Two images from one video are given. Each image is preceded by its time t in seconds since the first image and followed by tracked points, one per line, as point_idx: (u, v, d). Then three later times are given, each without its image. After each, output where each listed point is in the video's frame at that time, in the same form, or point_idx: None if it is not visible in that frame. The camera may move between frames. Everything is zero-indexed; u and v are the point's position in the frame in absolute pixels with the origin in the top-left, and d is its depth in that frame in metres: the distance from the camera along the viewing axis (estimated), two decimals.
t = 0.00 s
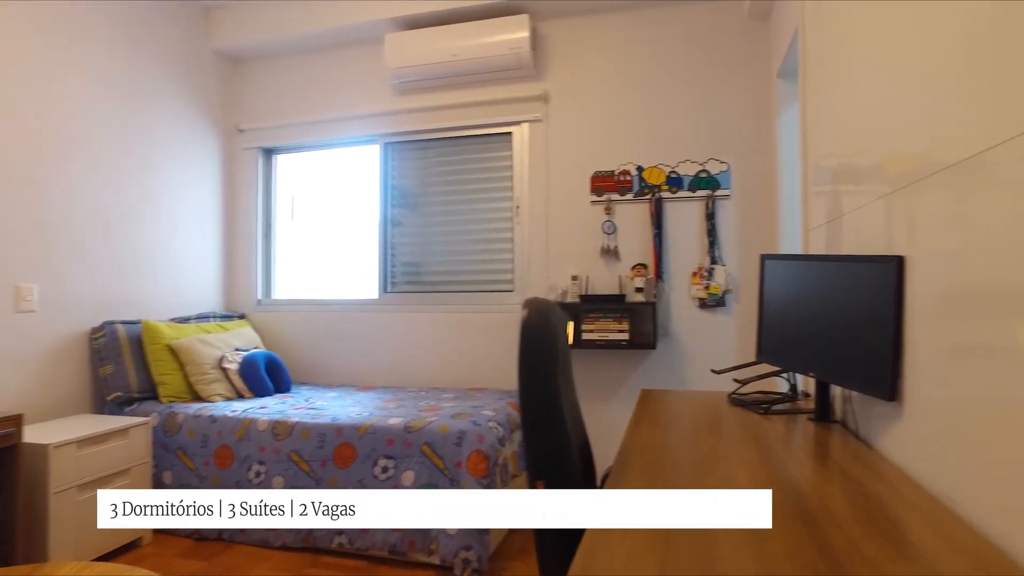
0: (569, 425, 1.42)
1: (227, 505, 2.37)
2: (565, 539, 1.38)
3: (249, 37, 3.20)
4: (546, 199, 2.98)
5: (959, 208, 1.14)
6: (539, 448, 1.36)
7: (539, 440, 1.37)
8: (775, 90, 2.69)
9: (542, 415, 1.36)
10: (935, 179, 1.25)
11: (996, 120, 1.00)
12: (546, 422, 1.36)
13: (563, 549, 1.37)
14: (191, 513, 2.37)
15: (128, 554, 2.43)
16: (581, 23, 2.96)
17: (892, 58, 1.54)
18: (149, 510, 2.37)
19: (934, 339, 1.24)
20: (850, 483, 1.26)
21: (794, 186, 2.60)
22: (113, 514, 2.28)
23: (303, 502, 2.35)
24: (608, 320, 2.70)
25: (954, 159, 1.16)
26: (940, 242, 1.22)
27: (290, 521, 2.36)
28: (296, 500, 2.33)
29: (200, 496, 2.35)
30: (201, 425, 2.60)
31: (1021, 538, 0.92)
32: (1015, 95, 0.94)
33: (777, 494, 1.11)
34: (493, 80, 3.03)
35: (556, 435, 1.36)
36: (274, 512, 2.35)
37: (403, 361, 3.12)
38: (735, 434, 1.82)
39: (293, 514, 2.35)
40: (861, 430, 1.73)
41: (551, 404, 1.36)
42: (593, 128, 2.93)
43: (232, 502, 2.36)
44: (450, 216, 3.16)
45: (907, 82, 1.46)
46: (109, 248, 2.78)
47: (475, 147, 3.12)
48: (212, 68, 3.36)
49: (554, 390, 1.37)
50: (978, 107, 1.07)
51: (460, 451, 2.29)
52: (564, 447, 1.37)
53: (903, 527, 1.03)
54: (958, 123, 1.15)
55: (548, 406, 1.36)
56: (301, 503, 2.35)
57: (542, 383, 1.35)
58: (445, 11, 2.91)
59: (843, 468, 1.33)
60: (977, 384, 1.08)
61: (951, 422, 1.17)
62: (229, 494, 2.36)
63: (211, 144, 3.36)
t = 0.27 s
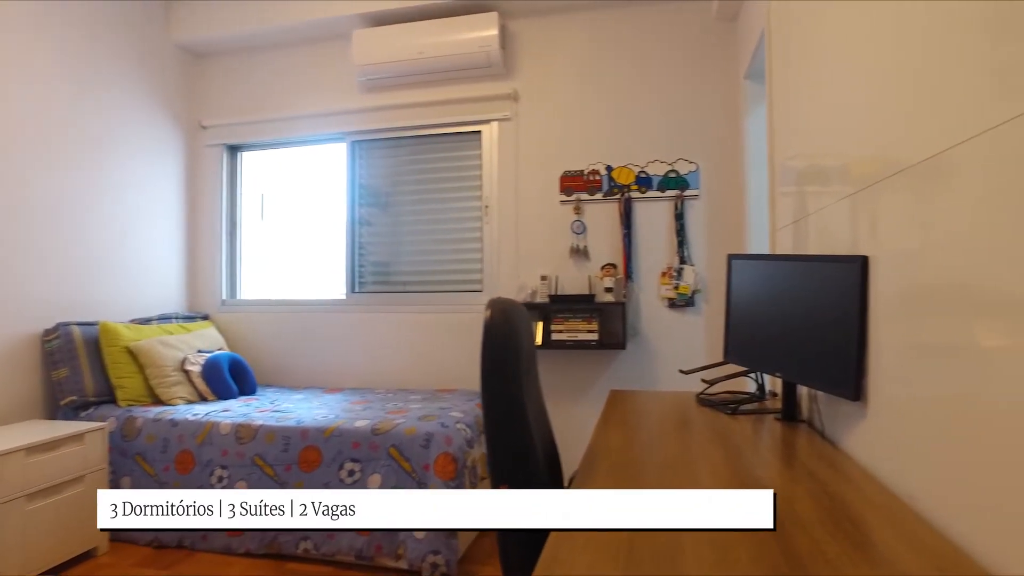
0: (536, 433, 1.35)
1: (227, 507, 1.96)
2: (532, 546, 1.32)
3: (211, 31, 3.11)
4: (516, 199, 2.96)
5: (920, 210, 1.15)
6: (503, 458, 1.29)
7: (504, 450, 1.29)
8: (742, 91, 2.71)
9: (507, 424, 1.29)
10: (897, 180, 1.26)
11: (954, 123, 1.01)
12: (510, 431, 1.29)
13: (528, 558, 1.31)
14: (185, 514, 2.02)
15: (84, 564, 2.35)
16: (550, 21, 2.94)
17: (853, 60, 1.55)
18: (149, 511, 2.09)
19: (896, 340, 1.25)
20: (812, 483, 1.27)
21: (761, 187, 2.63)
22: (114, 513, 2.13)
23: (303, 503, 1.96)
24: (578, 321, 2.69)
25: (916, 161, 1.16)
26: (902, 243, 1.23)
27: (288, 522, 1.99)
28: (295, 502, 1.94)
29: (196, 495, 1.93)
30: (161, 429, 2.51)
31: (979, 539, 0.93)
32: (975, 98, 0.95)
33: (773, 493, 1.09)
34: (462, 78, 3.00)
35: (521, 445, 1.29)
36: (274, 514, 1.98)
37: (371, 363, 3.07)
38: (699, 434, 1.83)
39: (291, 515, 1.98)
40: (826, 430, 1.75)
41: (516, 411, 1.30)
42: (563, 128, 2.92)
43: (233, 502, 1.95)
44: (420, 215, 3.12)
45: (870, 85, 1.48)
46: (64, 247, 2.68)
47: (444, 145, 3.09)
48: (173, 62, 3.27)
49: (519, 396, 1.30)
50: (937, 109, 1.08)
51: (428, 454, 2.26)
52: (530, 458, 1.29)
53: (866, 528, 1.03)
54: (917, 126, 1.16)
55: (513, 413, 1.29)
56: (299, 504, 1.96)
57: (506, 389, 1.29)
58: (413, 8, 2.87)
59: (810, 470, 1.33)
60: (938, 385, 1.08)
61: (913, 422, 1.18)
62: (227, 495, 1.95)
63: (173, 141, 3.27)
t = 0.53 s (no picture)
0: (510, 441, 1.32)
1: (228, 506, 1.67)
2: (501, 551, 1.28)
3: (187, 27, 3.05)
4: (497, 199, 2.93)
5: (901, 209, 1.14)
6: (475, 468, 1.25)
7: (476, 458, 1.26)
8: (725, 91, 2.70)
9: (479, 431, 1.26)
10: (878, 180, 1.25)
11: (935, 121, 0.99)
12: (482, 439, 1.26)
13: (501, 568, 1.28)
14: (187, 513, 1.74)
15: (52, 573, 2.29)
16: (532, 20, 2.92)
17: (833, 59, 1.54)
18: (149, 511, 1.82)
19: (876, 342, 1.23)
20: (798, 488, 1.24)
21: (743, 188, 2.62)
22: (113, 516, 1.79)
23: (305, 503, 1.63)
24: (560, 321, 2.67)
25: (896, 162, 1.15)
26: (882, 243, 1.22)
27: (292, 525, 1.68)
28: (297, 500, 1.62)
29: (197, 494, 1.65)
30: (134, 433, 2.45)
31: (960, 546, 0.91)
32: (956, 95, 0.93)
33: (764, 492, 1.07)
34: (443, 77, 2.96)
35: (494, 453, 1.25)
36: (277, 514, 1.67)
37: (352, 365, 3.03)
38: (678, 438, 1.81)
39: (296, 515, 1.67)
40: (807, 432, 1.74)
41: (489, 418, 1.26)
42: (545, 127, 2.90)
43: (233, 501, 1.67)
44: (401, 215, 3.08)
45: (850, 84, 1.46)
46: (35, 246, 2.60)
47: (426, 144, 3.05)
48: (149, 59, 3.20)
49: (491, 402, 1.27)
50: (918, 108, 1.06)
51: (407, 458, 2.23)
52: (503, 466, 1.26)
53: (847, 537, 1.01)
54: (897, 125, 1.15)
55: (486, 422, 1.26)
56: (302, 503, 1.64)
57: (478, 395, 1.26)
58: (393, 5, 2.83)
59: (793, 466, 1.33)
60: (918, 387, 1.07)
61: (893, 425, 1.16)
62: (230, 491, 1.66)
63: (149, 139, 3.21)
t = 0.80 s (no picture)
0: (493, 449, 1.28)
1: (229, 506, 1.55)
2: (476, 551, 1.24)
3: (173, 23, 3.00)
4: (488, 197, 2.89)
5: (895, 205, 1.10)
6: (455, 478, 1.22)
7: (456, 467, 1.22)
8: (718, 88, 2.67)
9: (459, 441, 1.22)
10: (871, 176, 1.21)
11: (930, 112, 0.96)
12: (462, 448, 1.22)
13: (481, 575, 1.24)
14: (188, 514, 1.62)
15: None
16: (523, 16, 2.88)
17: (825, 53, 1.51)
18: (149, 512, 1.72)
19: (869, 343, 1.20)
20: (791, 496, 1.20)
21: (736, 187, 2.59)
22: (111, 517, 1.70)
23: (304, 503, 1.52)
24: (550, 321, 2.63)
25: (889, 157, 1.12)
26: (875, 241, 1.18)
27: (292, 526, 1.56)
28: (297, 500, 1.51)
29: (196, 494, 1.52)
30: (116, 436, 2.41)
31: (957, 559, 0.87)
32: (951, 85, 0.89)
33: (765, 492, 1.07)
34: (433, 73, 2.92)
35: (475, 462, 1.22)
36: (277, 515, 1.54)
37: (340, 366, 2.99)
38: (668, 441, 1.78)
39: (296, 516, 1.56)
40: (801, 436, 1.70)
41: (469, 425, 1.23)
42: (536, 125, 2.86)
43: (234, 500, 1.55)
44: (391, 215, 3.04)
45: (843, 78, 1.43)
46: (18, 245, 2.55)
47: (416, 142, 3.01)
48: (134, 55, 3.15)
49: (472, 409, 1.24)
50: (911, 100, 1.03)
51: (394, 461, 2.19)
52: (485, 473, 1.22)
53: (840, 547, 0.97)
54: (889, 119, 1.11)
55: (466, 428, 1.22)
56: (302, 503, 1.52)
57: (457, 402, 1.22)
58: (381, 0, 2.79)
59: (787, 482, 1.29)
60: (913, 390, 1.03)
61: (887, 429, 1.13)
62: (231, 491, 1.54)
63: (134, 137, 3.16)
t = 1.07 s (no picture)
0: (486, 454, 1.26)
1: (229, 505, 1.50)
2: (472, 554, 1.21)
3: (167, 20, 2.97)
4: (486, 197, 2.86)
5: (896, 204, 1.07)
6: (449, 483, 1.18)
7: (450, 473, 1.19)
8: (718, 86, 2.63)
9: (453, 445, 1.19)
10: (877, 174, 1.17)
11: (928, 108, 0.93)
12: (456, 452, 1.19)
13: None
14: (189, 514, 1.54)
15: None
16: (520, 13, 2.84)
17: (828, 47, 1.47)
18: (149, 512, 1.65)
19: (874, 345, 1.16)
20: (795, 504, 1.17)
21: (737, 186, 2.56)
22: (111, 516, 1.64)
23: (304, 502, 1.50)
24: (548, 322, 2.60)
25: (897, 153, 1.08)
26: (880, 240, 1.15)
27: (291, 527, 1.53)
28: (297, 500, 1.48)
29: (196, 493, 1.45)
30: (109, 438, 2.37)
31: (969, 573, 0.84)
32: (950, 79, 0.86)
33: (765, 492, 1.06)
34: (430, 71, 2.89)
35: (469, 466, 1.19)
36: (277, 514, 1.51)
37: (337, 367, 2.96)
38: (668, 445, 1.74)
39: (296, 515, 1.54)
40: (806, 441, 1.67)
41: (463, 429, 1.21)
42: (534, 123, 2.83)
43: (235, 500, 1.50)
44: (388, 215, 3.01)
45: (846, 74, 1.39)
46: (10, 244, 2.51)
47: (412, 141, 2.98)
48: (128, 52, 3.11)
49: (465, 412, 1.22)
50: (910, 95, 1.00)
51: (390, 465, 2.16)
52: (479, 476, 1.19)
53: (847, 559, 0.94)
54: (892, 114, 1.08)
55: (460, 432, 1.20)
56: (302, 502, 1.50)
57: (451, 405, 1.20)
58: None
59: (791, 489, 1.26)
60: (918, 395, 1.00)
61: (893, 435, 1.09)
62: (232, 490, 1.49)
63: (129, 136, 3.12)
